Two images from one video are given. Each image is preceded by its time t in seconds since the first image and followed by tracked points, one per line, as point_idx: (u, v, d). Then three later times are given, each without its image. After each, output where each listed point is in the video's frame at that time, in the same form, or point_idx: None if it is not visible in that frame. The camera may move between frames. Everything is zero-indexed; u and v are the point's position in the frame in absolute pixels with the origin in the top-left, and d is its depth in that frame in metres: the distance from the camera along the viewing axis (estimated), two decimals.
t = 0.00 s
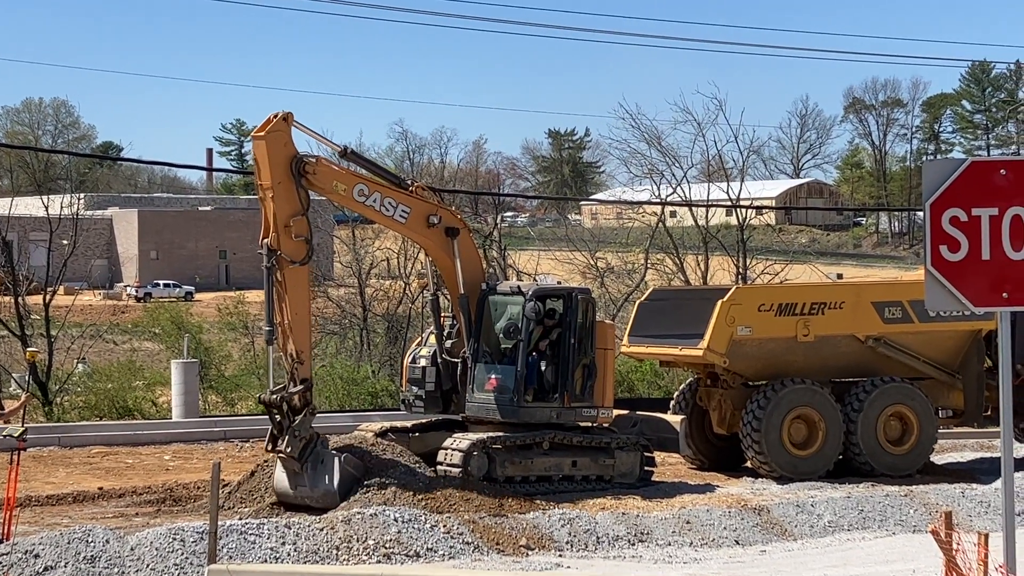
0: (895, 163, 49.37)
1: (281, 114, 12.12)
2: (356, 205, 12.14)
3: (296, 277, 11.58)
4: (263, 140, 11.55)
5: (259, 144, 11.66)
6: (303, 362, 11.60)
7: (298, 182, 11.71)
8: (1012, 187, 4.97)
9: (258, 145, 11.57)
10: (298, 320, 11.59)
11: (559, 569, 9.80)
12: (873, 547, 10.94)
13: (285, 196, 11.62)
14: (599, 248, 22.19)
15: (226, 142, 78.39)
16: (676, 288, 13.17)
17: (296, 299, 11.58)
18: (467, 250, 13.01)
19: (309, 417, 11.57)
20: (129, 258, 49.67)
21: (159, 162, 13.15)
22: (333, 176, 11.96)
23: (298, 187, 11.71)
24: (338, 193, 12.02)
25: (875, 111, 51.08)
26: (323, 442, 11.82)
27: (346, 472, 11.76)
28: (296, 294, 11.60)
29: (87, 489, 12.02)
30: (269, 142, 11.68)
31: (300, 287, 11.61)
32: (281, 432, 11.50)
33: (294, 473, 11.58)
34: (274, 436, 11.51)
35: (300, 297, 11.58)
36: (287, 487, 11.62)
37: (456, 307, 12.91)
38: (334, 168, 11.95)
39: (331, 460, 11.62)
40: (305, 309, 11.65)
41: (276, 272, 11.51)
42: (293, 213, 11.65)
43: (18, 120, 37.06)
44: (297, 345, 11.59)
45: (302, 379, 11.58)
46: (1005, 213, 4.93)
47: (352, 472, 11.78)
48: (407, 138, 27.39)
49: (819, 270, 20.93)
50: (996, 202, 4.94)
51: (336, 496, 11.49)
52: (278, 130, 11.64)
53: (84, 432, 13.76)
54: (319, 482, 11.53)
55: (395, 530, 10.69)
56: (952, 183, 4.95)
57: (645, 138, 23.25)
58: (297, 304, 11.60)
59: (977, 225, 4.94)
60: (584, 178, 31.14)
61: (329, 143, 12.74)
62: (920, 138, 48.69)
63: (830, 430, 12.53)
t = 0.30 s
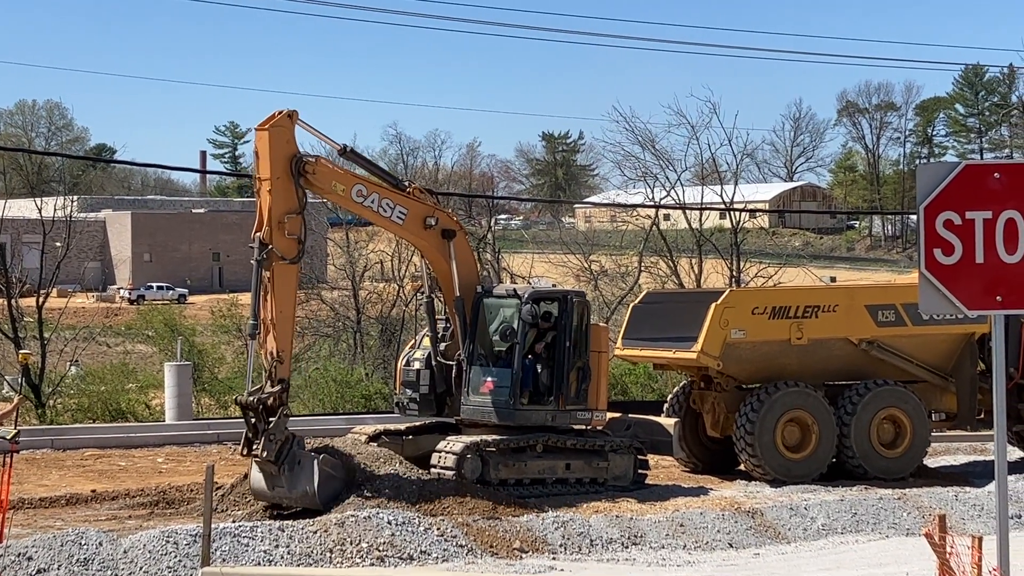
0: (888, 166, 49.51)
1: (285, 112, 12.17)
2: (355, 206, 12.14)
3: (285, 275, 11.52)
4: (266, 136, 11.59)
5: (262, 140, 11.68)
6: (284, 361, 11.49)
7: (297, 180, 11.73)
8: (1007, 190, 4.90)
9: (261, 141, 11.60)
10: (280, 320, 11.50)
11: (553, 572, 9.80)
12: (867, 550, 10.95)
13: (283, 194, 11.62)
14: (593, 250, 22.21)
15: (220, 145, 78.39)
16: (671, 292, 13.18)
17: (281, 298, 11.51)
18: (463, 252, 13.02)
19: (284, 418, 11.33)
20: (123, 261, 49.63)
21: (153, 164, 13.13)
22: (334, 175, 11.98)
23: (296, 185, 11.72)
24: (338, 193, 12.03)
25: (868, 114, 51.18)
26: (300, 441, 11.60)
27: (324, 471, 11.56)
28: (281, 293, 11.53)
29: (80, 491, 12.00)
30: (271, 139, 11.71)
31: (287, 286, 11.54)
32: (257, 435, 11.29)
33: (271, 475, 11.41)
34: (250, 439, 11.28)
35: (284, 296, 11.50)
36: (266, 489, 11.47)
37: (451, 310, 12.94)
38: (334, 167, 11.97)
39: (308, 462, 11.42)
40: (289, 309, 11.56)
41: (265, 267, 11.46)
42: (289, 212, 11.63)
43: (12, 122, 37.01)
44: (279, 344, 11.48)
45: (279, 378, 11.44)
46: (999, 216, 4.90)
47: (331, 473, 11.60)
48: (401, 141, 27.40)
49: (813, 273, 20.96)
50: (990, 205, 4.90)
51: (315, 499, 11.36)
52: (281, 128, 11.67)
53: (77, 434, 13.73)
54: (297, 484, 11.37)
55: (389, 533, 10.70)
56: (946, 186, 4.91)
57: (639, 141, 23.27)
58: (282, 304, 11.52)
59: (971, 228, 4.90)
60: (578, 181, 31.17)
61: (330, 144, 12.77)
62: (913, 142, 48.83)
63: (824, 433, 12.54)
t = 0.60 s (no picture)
0: (880, 169, 49.63)
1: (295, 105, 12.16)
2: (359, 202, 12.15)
3: (291, 268, 11.49)
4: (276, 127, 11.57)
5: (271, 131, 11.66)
6: (287, 354, 11.44)
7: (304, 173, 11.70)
8: (1000, 194, 4.97)
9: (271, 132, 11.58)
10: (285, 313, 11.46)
11: None
12: (859, 553, 10.97)
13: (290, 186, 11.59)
14: (585, 253, 22.22)
15: (213, 147, 78.38)
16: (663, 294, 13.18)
17: (285, 291, 11.48)
18: (461, 254, 13.02)
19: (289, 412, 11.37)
20: (115, 264, 49.61)
21: (146, 166, 13.12)
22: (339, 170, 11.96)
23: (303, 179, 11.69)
24: (342, 189, 12.02)
25: (860, 118, 51.29)
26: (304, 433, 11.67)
27: (331, 461, 11.70)
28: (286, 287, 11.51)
29: (72, 494, 11.96)
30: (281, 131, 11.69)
31: (292, 280, 11.52)
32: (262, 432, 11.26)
33: (279, 470, 11.44)
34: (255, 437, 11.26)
35: (288, 290, 11.48)
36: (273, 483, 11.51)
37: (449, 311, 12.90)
38: (339, 163, 11.97)
39: (314, 453, 11.53)
40: (294, 303, 11.52)
41: (272, 259, 11.40)
42: (295, 206, 11.61)
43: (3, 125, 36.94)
44: (283, 338, 11.44)
45: (281, 373, 11.38)
46: (993, 219, 4.95)
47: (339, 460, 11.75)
48: (394, 143, 27.42)
49: (805, 276, 20.99)
50: (982, 208, 4.96)
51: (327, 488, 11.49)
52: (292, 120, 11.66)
53: (69, 437, 13.68)
54: (307, 475, 11.49)
55: (382, 536, 10.69)
56: (941, 188, 4.98)
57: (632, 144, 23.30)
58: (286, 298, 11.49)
59: (964, 231, 4.96)
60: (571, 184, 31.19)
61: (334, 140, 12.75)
62: (905, 145, 48.95)
63: (817, 436, 12.54)
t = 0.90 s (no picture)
0: (871, 174, 49.77)
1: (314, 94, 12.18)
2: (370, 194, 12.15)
3: (306, 255, 11.44)
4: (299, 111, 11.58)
5: (293, 116, 11.69)
6: (300, 342, 11.31)
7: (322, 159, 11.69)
8: (990, 198, 5.01)
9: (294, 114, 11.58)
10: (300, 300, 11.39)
11: None
12: (849, 556, 10.97)
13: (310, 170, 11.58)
14: (575, 257, 22.24)
15: (203, 151, 78.37)
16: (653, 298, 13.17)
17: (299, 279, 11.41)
18: (460, 255, 13.00)
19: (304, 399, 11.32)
20: (105, 267, 49.60)
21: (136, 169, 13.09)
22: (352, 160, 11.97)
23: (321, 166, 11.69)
24: (354, 181, 11.99)
25: (851, 122, 51.46)
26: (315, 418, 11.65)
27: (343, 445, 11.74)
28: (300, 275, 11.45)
29: (62, 498, 11.93)
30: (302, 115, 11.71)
31: (307, 266, 11.46)
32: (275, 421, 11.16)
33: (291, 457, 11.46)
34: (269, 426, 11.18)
35: (304, 277, 11.42)
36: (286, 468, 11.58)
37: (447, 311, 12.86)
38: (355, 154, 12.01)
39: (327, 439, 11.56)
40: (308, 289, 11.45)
41: (289, 245, 11.32)
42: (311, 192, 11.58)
43: None
44: (298, 325, 11.34)
45: (294, 361, 11.25)
46: (983, 222, 4.98)
47: (351, 445, 11.84)
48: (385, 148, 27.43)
49: (795, 279, 21.01)
50: (973, 212, 4.98)
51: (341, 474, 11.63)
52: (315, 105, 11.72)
53: (58, 440, 13.65)
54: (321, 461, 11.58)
55: (371, 540, 10.68)
56: (931, 190, 4.99)
57: (622, 148, 23.33)
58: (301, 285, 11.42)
59: (954, 234, 4.98)
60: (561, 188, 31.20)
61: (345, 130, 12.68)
62: (895, 149, 49.09)
63: (807, 440, 12.53)
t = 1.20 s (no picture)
0: (855, 177, 49.97)
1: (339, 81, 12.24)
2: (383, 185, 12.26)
3: (333, 238, 11.38)
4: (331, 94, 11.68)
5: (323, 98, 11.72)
6: (325, 326, 11.13)
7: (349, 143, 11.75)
8: (971, 202, 5.24)
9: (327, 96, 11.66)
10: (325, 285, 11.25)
11: None
12: (833, 559, 10.99)
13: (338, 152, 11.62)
14: (561, 260, 22.26)
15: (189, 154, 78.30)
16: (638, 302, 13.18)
17: (325, 263, 11.30)
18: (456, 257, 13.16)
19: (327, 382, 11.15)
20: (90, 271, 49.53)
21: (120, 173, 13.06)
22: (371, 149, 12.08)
23: (349, 151, 11.76)
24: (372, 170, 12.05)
25: (836, 125, 51.66)
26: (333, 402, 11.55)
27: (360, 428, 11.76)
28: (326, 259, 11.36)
29: (46, 503, 11.89)
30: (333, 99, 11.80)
31: (333, 251, 11.38)
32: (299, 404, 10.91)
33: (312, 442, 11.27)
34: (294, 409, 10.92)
35: (328, 262, 11.32)
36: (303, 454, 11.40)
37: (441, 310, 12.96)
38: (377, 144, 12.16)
39: (348, 423, 11.55)
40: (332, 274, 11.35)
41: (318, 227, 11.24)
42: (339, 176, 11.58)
43: None
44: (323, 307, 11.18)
45: (319, 345, 11.02)
46: (966, 225, 5.20)
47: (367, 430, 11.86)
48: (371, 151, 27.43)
49: (780, 282, 21.08)
50: (956, 216, 5.21)
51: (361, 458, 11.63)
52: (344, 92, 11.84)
53: (42, 445, 13.61)
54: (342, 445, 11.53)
55: (356, 544, 10.66)
56: (916, 193, 5.22)
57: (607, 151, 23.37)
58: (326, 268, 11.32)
59: (936, 238, 5.21)
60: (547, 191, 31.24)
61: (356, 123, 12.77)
62: (881, 152, 49.25)
63: (791, 443, 12.54)
